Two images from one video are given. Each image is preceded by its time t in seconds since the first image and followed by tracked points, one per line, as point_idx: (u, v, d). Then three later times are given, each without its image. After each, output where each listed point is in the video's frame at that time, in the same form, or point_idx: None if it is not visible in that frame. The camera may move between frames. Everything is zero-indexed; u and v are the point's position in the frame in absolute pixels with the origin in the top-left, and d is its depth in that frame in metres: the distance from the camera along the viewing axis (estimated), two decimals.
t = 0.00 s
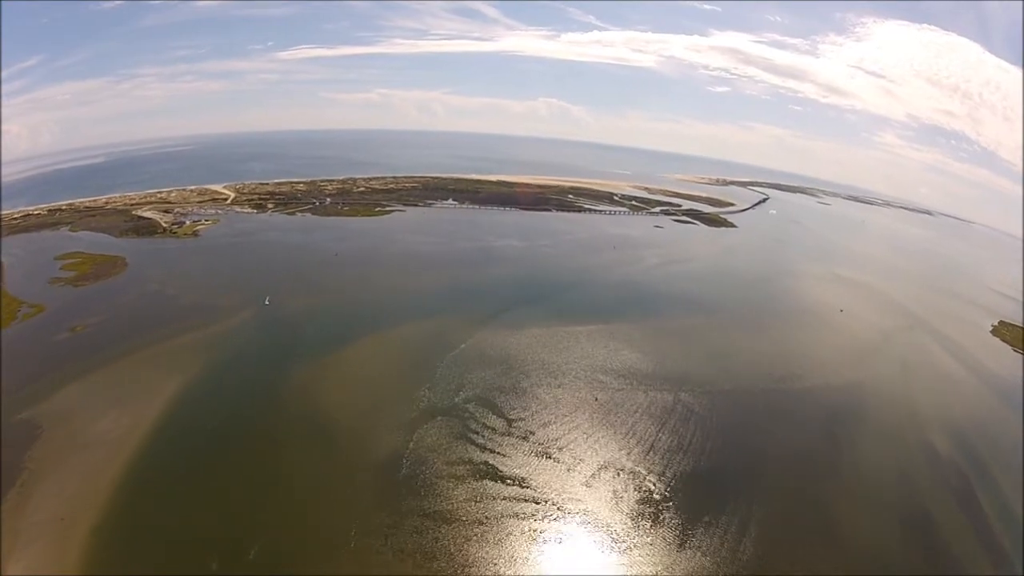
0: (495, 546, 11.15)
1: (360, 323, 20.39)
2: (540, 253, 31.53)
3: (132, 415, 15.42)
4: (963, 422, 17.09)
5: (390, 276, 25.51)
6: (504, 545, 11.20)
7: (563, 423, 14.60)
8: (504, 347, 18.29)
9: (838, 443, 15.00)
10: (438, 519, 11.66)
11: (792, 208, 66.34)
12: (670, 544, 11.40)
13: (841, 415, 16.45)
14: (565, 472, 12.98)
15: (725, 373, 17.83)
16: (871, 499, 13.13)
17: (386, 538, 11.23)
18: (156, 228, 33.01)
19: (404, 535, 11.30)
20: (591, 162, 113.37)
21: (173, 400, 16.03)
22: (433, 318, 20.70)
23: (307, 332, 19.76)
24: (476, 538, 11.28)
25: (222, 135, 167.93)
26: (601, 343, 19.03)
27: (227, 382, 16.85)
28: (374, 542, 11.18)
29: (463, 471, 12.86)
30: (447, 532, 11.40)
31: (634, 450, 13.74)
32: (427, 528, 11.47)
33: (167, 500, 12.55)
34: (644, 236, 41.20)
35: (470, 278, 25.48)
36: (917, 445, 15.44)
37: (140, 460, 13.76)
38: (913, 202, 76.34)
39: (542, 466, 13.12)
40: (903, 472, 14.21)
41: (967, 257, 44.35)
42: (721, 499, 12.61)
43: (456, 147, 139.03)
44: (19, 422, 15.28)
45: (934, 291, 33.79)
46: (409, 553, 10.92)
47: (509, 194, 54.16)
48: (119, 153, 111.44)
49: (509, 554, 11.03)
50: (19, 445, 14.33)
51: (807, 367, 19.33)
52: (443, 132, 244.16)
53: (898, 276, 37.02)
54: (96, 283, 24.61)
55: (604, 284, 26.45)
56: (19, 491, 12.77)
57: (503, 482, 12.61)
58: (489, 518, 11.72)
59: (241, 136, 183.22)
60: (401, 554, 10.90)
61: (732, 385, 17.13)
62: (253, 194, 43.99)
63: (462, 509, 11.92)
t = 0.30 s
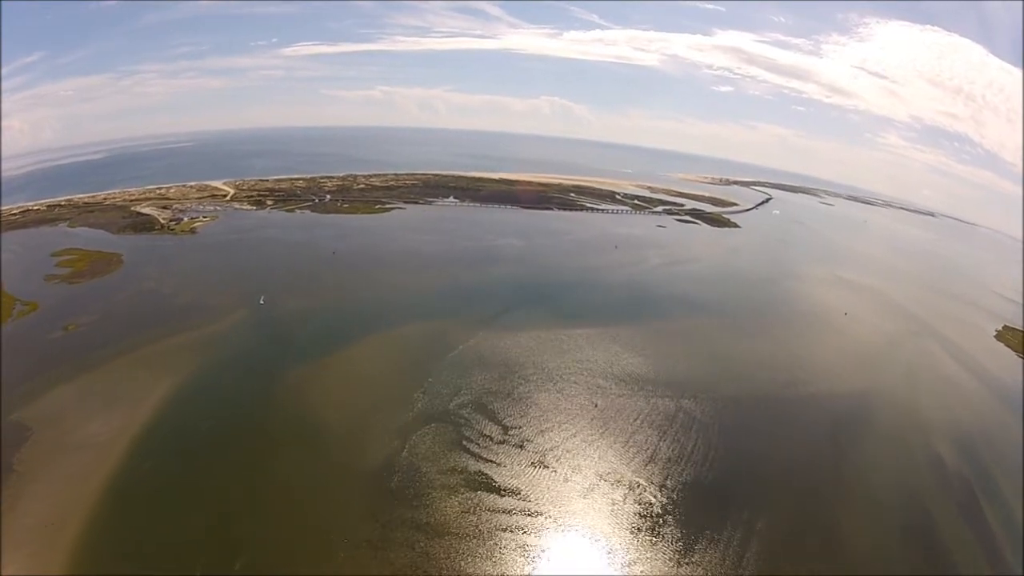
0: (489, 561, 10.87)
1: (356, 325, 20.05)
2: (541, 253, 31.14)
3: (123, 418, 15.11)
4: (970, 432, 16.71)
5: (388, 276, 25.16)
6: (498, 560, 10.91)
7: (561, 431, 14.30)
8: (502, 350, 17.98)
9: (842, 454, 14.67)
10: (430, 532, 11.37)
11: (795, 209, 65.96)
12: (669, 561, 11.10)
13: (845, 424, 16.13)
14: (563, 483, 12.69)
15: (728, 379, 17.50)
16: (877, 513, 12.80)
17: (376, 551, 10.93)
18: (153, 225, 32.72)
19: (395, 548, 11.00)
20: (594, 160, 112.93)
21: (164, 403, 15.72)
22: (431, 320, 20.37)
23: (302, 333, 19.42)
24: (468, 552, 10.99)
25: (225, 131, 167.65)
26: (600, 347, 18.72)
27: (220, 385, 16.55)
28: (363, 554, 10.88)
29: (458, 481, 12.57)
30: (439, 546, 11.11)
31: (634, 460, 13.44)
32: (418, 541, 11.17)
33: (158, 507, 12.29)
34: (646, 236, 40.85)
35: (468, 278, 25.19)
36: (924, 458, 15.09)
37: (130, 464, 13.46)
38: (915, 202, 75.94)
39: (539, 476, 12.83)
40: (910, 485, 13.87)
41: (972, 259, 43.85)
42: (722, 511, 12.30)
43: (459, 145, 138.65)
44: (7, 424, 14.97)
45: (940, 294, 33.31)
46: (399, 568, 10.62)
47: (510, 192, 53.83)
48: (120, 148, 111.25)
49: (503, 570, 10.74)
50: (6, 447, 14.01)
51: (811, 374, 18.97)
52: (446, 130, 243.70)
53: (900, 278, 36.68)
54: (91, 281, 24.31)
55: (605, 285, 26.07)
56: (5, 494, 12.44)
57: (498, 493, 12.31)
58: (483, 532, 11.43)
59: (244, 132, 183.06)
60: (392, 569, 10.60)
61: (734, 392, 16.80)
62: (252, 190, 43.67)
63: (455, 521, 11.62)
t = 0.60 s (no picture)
0: None
1: (351, 327, 19.74)
2: (541, 253, 30.77)
3: (111, 422, 14.73)
4: (977, 439, 16.39)
5: (385, 276, 24.82)
6: None
7: (558, 440, 14.00)
8: (499, 354, 17.68)
9: (846, 463, 14.34)
10: (420, 547, 11.06)
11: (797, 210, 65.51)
12: None
13: (850, 432, 15.79)
14: (559, 496, 12.38)
15: (731, 385, 17.16)
16: (883, 526, 12.46)
17: (365, 566, 10.62)
18: (150, 222, 32.44)
19: (383, 563, 10.69)
20: (596, 159, 112.46)
21: (153, 407, 15.37)
22: (428, 322, 20.05)
23: (295, 335, 19.10)
24: (460, 569, 10.68)
25: (227, 127, 167.08)
26: (600, 351, 18.39)
27: (210, 387, 16.21)
28: (351, 569, 10.57)
29: (451, 493, 12.26)
30: (429, 561, 10.80)
31: (633, 472, 13.13)
32: (408, 556, 10.86)
33: (144, 514, 11.89)
34: (647, 236, 40.51)
35: (465, 278, 24.88)
36: (929, 465, 14.76)
37: (116, 469, 13.08)
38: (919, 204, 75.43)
39: (534, 488, 12.51)
40: (915, 494, 13.54)
41: (976, 261, 43.49)
42: (723, 526, 11.97)
43: (460, 142, 137.84)
44: None
45: (943, 297, 32.95)
46: None
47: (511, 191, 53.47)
48: (122, 143, 110.97)
49: None
50: None
51: (814, 381, 18.63)
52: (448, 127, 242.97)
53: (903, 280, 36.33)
54: (85, 279, 24.02)
55: (605, 287, 25.70)
56: None
57: (491, 506, 12.01)
58: (476, 548, 11.12)
59: (245, 129, 182.49)
60: None
61: (737, 399, 16.45)
62: (251, 187, 43.38)
63: (447, 536, 11.32)
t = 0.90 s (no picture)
0: None
1: (347, 329, 19.43)
2: (541, 254, 30.42)
3: (101, 428, 14.46)
4: (984, 447, 16.04)
5: (382, 277, 24.51)
6: None
7: (557, 452, 13.68)
8: (498, 360, 17.36)
9: (851, 475, 14.00)
10: (410, 564, 10.77)
11: (800, 210, 65.08)
12: None
13: (856, 441, 15.45)
14: (556, 510, 12.06)
15: (734, 392, 16.83)
16: (888, 540, 12.17)
17: None
18: (147, 220, 32.15)
19: None
20: (598, 158, 111.92)
21: (144, 412, 15.10)
22: (425, 325, 19.73)
23: (290, 338, 18.81)
24: None
25: (229, 124, 166.87)
26: (600, 357, 18.07)
27: (202, 391, 15.96)
28: None
29: (446, 507, 11.96)
30: None
31: (633, 485, 12.81)
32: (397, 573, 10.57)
33: (131, 525, 11.62)
34: (649, 237, 40.13)
35: (463, 279, 24.55)
36: (938, 476, 14.40)
37: (106, 478, 12.82)
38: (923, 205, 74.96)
39: (531, 502, 12.19)
40: (923, 506, 13.18)
41: (980, 263, 43.12)
42: (725, 542, 11.64)
43: (463, 141, 137.38)
44: None
45: (949, 299, 32.54)
46: None
47: (512, 190, 53.10)
48: (124, 140, 110.67)
49: None
50: None
51: (818, 387, 18.28)
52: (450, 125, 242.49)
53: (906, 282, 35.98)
54: (80, 279, 23.73)
55: (606, 289, 25.35)
56: None
57: (485, 521, 11.70)
58: (468, 564, 10.81)
59: (248, 126, 182.35)
60: None
61: (740, 408, 16.12)
62: (250, 185, 43.08)
63: (438, 552, 11.02)
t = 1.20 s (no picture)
0: None
1: (343, 333, 19.05)
2: (543, 255, 29.99)
3: (91, 435, 14.14)
4: (998, 455, 15.55)
5: (381, 278, 24.10)
6: None
7: (556, 464, 13.29)
8: (498, 366, 16.96)
9: (860, 490, 13.57)
10: None
11: (805, 210, 64.54)
12: None
13: (864, 452, 15.04)
14: (556, 527, 11.66)
15: (740, 401, 16.38)
16: (896, 555, 11.86)
17: None
18: (147, 220, 31.90)
19: None
20: (602, 157, 111.39)
21: (136, 419, 14.78)
22: (424, 327, 19.38)
23: (286, 342, 18.46)
24: None
25: (233, 123, 167.06)
26: (603, 363, 17.65)
27: (195, 396, 15.67)
28: None
29: (441, 522, 11.58)
30: None
31: (635, 499, 12.40)
32: None
33: (116, 540, 11.26)
34: (653, 237, 39.71)
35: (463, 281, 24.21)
36: (948, 488, 13.95)
37: (93, 488, 12.46)
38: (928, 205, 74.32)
39: (530, 517, 11.79)
40: (934, 522, 12.73)
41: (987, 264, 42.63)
42: (730, 560, 11.25)
43: (467, 140, 136.88)
44: None
45: (958, 302, 31.93)
46: None
47: (515, 189, 52.68)
48: (126, 138, 110.43)
49: None
50: None
51: (826, 396, 17.81)
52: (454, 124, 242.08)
53: (912, 283, 35.54)
54: (77, 279, 23.48)
55: (610, 291, 24.89)
56: None
57: (482, 537, 11.31)
58: None
59: (252, 125, 182.55)
60: None
61: (746, 417, 15.66)
62: (251, 184, 42.77)
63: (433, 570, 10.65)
